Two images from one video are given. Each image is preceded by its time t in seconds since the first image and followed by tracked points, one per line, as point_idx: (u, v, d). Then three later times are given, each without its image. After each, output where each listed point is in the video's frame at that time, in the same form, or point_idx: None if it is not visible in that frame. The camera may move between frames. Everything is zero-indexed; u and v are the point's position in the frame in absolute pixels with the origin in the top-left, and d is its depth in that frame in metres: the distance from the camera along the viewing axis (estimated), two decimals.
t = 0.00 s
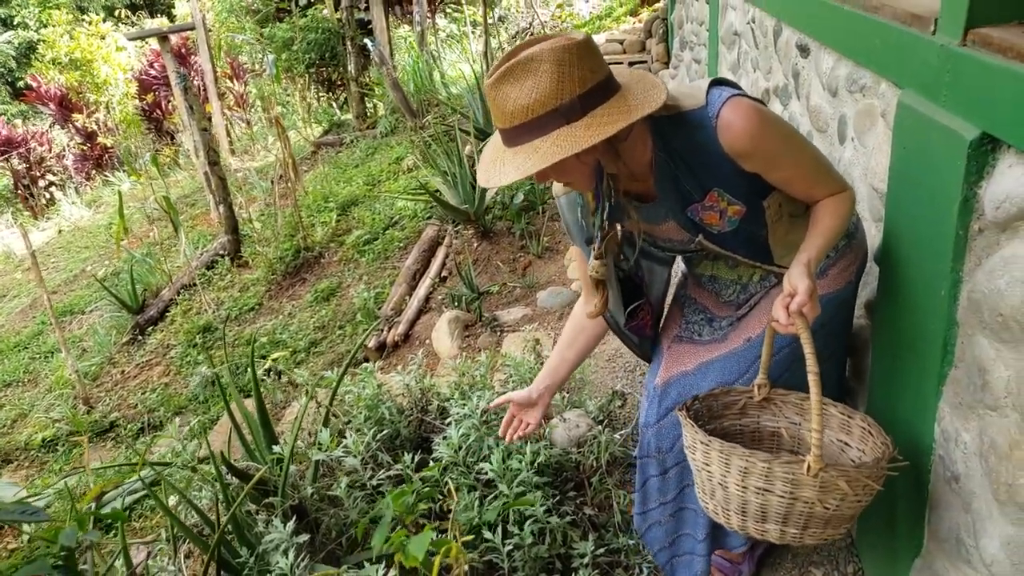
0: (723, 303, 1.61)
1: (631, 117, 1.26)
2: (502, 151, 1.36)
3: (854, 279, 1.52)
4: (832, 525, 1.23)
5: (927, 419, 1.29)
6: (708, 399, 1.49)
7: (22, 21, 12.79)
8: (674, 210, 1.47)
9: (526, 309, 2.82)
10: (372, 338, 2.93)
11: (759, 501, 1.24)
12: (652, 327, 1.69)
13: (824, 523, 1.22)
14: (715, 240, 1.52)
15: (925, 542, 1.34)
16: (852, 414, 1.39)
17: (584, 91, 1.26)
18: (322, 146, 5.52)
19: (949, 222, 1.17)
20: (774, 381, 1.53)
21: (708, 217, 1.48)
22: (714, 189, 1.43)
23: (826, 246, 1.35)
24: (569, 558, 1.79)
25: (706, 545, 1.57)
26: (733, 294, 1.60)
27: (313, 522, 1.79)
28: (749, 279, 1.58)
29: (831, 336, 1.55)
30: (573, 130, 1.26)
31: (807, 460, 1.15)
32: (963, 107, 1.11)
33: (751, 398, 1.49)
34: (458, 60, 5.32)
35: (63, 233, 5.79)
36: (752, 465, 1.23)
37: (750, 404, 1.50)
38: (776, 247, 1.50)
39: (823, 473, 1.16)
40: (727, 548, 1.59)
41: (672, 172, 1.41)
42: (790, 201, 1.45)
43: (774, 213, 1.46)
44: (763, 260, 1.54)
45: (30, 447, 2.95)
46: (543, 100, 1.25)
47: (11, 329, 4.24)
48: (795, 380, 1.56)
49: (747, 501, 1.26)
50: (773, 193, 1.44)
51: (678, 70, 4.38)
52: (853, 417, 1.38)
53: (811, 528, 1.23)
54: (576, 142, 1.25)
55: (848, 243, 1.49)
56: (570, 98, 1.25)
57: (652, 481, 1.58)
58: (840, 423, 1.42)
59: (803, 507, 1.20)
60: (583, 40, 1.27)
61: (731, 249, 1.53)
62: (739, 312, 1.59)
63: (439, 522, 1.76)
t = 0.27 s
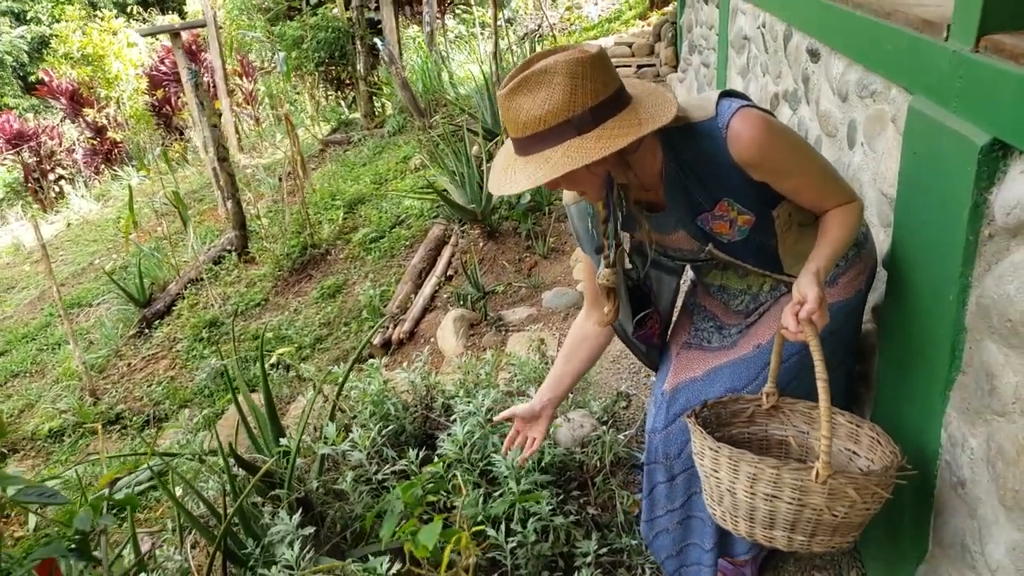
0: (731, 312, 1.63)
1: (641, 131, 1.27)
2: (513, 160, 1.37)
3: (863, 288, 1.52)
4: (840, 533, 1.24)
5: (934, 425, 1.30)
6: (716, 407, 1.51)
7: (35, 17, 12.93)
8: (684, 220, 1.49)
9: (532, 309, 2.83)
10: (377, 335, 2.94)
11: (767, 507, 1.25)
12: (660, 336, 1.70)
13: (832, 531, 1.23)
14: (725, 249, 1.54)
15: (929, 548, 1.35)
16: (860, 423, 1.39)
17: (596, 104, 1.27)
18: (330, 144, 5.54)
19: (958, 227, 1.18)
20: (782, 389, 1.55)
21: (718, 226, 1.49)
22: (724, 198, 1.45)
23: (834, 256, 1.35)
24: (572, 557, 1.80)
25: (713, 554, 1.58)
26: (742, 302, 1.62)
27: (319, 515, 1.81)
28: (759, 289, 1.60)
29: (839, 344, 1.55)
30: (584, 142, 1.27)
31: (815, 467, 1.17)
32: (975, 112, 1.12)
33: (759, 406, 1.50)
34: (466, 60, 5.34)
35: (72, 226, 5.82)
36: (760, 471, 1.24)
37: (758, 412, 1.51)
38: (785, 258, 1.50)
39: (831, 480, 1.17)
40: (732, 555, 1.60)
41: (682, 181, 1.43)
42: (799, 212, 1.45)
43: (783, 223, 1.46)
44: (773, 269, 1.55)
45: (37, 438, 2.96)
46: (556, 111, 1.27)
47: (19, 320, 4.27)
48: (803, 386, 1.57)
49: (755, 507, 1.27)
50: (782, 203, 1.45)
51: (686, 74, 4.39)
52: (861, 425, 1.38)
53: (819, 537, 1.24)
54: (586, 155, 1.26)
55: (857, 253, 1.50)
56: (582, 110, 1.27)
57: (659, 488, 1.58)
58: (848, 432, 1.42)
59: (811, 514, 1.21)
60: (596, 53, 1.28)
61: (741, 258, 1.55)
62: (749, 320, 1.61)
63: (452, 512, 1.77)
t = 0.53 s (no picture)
0: (736, 321, 1.61)
1: (650, 143, 1.27)
2: (522, 173, 1.37)
3: (867, 298, 1.52)
4: (844, 540, 1.23)
5: (936, 433, 1.29)
6: (722, 415, 1.49)
7: (44, 19, 13.06)
8: (689, 231, 1.48)
9: (536, 314, 2.82)
10: (381, 339, 2.93)
11: (771, 515, 1.24)
12: (666, 346, 1.71)
13: (836, 539, 1.22)
14: (730, 259, 1.52)
15: (930, 554, 1.34)
16: (865, 432, 1.38)
17: (604, 117, 1.27)
18: (336, 148, 5.55)
19: (962, 236, 1.18)
20: (786, 398, 1.54)
21: (724, 237, 1.48)
22: (729, 210, 1.44)
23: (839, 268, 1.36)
24: (575, 561, 1.78)
25: (713, 563, 1.59)
26: (746, 312, 1.60)
27: (323, 517, 1.79)
28: (764, 299, 1.58)
29: (842, 353, 1.54)
30: (594, 155, 1.27)
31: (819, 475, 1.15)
32: (980, 122, 1.12)
33: (764, 414, 1.50)
34: (472, 66, 5.36)
35: (77, 228, 5.82)
36: (765, 479, 1.23)
37: (763, 420, 1.51)
38: (790, 268, 1.51)
39: (836, 488, 1.16)
40: (734, 565, 1.60)
41: (687, 194, 1.42)
42: (803, 223, 1.46)
43: (788, 234, 1.47)
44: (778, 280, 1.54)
45: (39, 438, 2.95)
46: (565, 124, 1.27)
47: (24, 320, 4.26)
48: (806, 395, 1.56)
49: (759, 515, 1.26)
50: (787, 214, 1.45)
51: (693, 82, 4.40)
52: (866, 434, 1.37)
53: (823, 544, 1.23)
54: (596, 168, 1.26)
55: (862, 263, 1.49)
56: (591, 123, 1.27)
57: (662, 494, 1.58)
58: (852, 440, 1.41)
59: (815, 522, 1.21)
60: (604, 67, 1.28)
61: (746, 268, 1.53)
62: (753, 329, 1.59)
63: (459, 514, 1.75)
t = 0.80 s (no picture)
0: (739, 327, 1.65)
1: (651, 149, 1.29)
2: (526, 179, 1.39)
3: (871, 305, 1.53)
4: (849, 546, 1.24)
5: (943, 439, 1.30)
6: (725, 420, 1.50)
7: (50, 23, 13.14)
8: (693, 238, 1.50)
9: (538, 318, 2.84)
10: (385, 341, 2.95)
11: (775, 521, 1.26)
12: (669, 354, 1.73)
13: (841, 545, 1.23)
14: (735, 266, 1.55)
15: (935, 561, 1.35)
16: (869, 439, 1.40)
17: (606, 123, 1.29)
18: (340, 151, 5.59)
19: (970, 241, 1.19)
20: (789, 402, 1.56)
21: (728, 243, 1.50)
22: (733, 216, 1.46)
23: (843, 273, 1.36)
24: (576, 564, 1.80)
25: (718, 566, 1.58)
26: (750, 317, 1.64)
27: (326, 518, 1.83)
28: (768, 306, 1.62)
29: (847, 360, 1.56)
30: (596, 161, 1.29)
31: (824, 480, 1.17)
32: (989, 126, 1.13)
33: (767, 419, 1.50)
34: (476, 70, 5.38)
35: (83, 230, 5.86)
36: (770, 484, 1.24)
37: (766, 426, 1.52)
38: (793, 273, 1.53)
39: (840, 494, 1.17)
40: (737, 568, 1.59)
41: (691, 200, 1.44)
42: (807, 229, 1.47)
43: (792, 239, 1.48)
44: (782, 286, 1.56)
45: (46, 439, 2.98)
46: (568, 130, 1.28)
47: (31, 322, 4.30)
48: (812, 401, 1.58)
49: (763, 520, 1.27)
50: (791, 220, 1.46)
51: (696, 86, 4.42)
52: (870, 440, 1.40)
53: (827, 550, 1.24)
54: (598, 173, 1.27)
55: (866, 269, 1.52)
56: (593, 130, 1.28)
57: (665, 500, 1.59)
58: (857, 446, 1.43)
59: (820, 528, 1.21)
60: (606, 73, 1.30)
61: (750, 275, 1.56)
62: (757, 335, 1.63)
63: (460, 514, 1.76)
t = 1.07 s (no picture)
0: (767, 329, 1.61)
1: (678, 152, 1.28)
2: (551, 184, 1.38)
3: (901, 308, 1.50)
4: (876, 554, 1.22)
5: (974, 445, 1.28)
6: (750, 425, 1.48)
7: (82, 20, 13.36)
8: (720, 240, 1.48)
9: (561, 317, 2.84)
10: (408, 338, 2.96)
11: (801, 527, 1.24)
12: (695, 355, 1.70)
13: (868, 552, 1.21)
14: (762, 269, 1.52)
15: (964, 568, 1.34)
16: (897, 447, 1.37)
17: (633, 127, 1.28)
18: (366, 148, 5.61)
19: (1006, 244, 1.16)
20: (815, 406, 1.53)
21: (755, 246, 1.48)
22: (760, 219, 1.44)
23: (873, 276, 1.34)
24: (597, 564, 1.80)
25: (739, 565, 1.58)
26: (777, 320, 1.60)
27: (348, 513, 1.84)
28: (796, 309, 1.58)
29: (876, 363, 1.53)
30: (622, 165, 1.28)
31: (852, 488, 1.16)
32: None
33: (793, 425, 1.48)
34: (501, 68, 5.38)
35: (113, 224, 5.95)
36: (796, 490, 1.23)
37: (792, 432, 1.49)
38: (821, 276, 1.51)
39: (869, 501, 1.16)
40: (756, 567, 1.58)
41: (719, 203, 1.43)
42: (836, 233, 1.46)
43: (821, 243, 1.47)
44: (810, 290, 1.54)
45: (76, 429, 3.03)
46: (593, 135, 1.28)
47: (62, 314, 4.37)
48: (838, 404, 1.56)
49: (789, 527, 1.26)
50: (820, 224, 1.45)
51: (723, 84, 4.38)
52: (899, 448, 1.37)
53: (854, 557, 1.23)
54: (624, 178, 1.27)
55: (896, 271, 1.49)
56: (620, 134, 1.28)
57: (687, 501, 1.57)
58: (883, 454, 1.41)
59: (847, 535, 1.20)
60: (633, 78, 1.29)
61: (778, 279, 1.53)
62: (784, 337, 1.59)
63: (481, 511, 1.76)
